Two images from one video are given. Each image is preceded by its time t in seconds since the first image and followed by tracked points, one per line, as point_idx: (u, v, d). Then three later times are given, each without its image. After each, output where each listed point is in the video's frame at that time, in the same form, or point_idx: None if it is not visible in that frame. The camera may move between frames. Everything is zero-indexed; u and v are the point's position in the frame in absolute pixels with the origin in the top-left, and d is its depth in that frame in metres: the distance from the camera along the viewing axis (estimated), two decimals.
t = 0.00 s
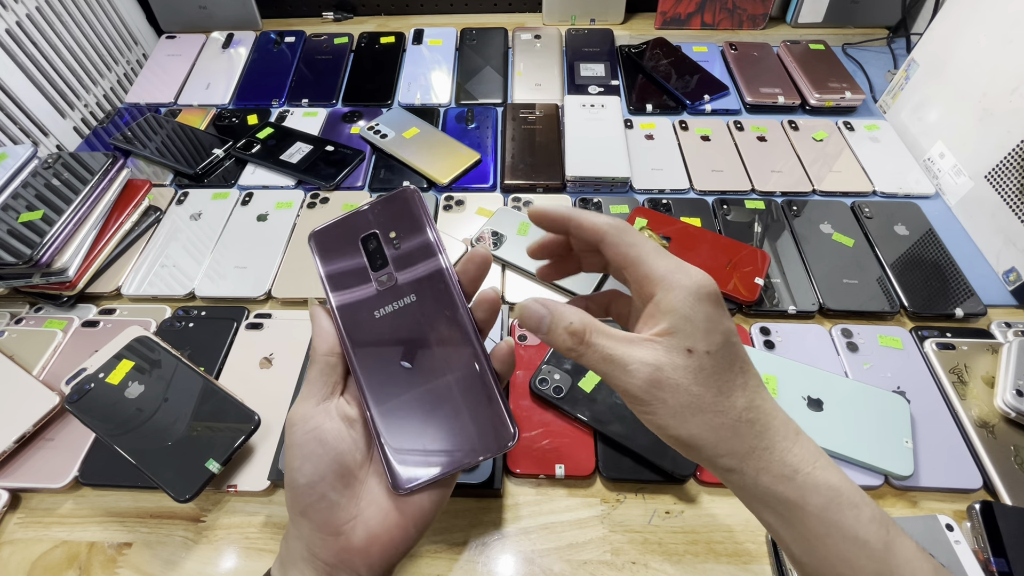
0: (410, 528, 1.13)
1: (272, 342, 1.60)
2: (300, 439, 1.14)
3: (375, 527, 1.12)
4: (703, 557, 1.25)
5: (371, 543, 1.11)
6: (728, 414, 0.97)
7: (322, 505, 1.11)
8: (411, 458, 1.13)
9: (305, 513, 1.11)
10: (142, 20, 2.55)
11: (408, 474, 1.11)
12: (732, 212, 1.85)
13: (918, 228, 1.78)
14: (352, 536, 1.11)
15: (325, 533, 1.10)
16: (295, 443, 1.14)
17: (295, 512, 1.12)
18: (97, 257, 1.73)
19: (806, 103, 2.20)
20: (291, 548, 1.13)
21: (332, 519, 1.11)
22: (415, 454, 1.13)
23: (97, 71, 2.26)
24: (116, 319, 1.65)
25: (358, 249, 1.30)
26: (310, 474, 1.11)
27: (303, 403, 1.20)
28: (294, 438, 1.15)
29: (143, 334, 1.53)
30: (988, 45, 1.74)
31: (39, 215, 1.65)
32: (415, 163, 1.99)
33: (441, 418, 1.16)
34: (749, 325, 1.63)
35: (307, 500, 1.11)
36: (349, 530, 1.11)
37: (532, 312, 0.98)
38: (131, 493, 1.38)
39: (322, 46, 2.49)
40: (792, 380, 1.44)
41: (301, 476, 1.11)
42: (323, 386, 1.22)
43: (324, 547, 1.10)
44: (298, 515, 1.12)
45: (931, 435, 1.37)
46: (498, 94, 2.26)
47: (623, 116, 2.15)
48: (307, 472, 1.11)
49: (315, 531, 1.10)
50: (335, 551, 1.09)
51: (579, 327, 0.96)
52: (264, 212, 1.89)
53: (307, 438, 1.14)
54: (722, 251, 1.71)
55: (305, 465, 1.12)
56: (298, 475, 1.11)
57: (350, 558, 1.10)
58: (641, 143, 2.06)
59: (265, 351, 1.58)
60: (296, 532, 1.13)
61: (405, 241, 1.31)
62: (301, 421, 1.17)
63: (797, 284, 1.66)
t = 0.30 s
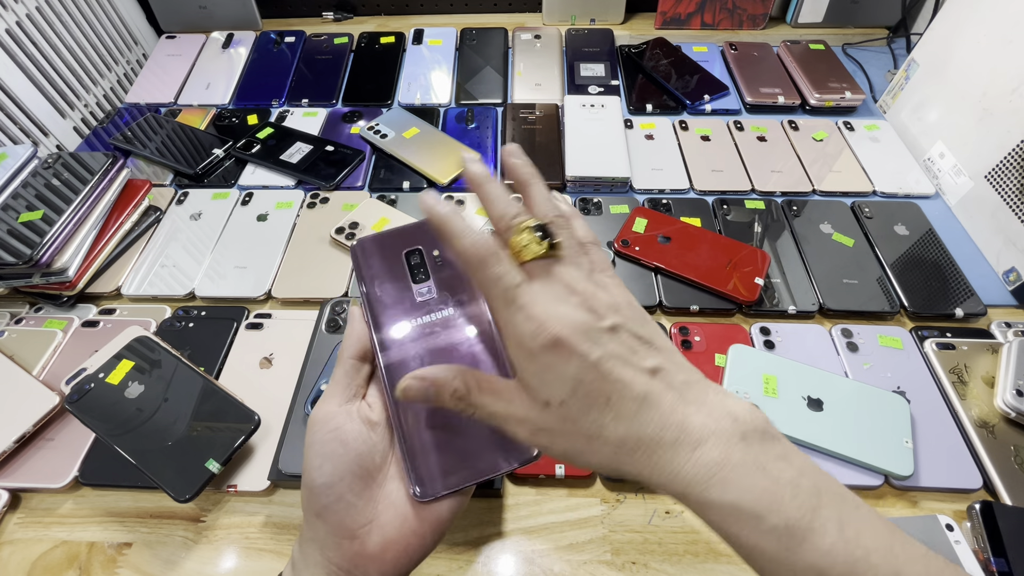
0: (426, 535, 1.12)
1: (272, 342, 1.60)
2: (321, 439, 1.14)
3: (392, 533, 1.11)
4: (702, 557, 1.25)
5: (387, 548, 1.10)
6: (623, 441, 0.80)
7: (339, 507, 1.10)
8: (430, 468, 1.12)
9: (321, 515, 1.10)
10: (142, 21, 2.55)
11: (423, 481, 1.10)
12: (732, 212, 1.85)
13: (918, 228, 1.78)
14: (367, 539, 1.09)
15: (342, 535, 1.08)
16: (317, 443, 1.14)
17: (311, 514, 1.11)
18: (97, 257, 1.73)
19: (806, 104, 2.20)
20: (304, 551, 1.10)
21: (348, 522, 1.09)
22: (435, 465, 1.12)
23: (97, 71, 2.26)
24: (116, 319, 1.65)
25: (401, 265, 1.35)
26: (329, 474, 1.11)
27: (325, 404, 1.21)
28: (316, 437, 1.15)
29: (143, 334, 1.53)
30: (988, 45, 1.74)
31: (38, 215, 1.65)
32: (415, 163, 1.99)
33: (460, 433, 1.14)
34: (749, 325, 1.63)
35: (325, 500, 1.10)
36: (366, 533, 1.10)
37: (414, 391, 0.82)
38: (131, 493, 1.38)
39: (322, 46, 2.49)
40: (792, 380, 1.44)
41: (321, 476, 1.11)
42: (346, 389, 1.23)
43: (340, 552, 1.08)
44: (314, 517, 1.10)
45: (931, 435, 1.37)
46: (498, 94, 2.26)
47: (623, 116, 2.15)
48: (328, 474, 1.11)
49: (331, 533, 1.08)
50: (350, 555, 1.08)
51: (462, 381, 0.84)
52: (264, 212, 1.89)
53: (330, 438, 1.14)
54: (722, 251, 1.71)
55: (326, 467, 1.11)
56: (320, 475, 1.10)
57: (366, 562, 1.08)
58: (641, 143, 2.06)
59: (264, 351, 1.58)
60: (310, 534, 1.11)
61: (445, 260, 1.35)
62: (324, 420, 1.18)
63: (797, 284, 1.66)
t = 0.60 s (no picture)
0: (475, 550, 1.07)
1: (272, 342, 1.60)
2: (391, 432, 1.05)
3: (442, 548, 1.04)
4: (702, 557, 1.25)
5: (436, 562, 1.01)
6: (522, 375, 0.85)
7: (389, 512, 1.00)
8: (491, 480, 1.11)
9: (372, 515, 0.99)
10: (142, 21, 2.55)
11: (485, 498, 1.09)
12: (732, 212, 1.85)
13: (918, 228, 1.78)
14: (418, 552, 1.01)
15: (394, 543, 0.99)
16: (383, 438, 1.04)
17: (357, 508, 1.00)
18: (97, 257, 1.73)
19: (806, 104, 2.20)
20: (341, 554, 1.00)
21: (404, 526, 1.00)
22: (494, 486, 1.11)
23: (97, 71, 2.26)
24: (116, 319, 1.65)
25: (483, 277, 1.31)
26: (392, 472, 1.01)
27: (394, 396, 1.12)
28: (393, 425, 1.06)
29: (143, 334, 1.53)
30: (988, 46, 1.74)
31: (39, 215, 1.65)
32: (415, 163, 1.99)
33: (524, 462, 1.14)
34: (749, 326, 1.63)
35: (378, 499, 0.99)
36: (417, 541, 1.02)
37: (334, 351, 0.86)
38: (131, 493, 1.38)
39: (322, 46, 2.49)
40: (792, 380, 1.44)
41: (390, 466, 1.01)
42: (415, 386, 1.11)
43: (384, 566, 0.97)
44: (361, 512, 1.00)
45: (931, 436, 1.37)
46: (498, 94, 2.26)
47: (623, 116, 2.15)
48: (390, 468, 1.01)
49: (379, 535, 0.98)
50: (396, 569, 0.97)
51: (381, 342, 0.88)
52: (264, 212, 1.89)
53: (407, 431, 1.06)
54: (722, 251, 1.71)
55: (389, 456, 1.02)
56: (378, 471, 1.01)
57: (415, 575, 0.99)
58: (641, 143, 2.06)
59: (264, 351, 1.58)
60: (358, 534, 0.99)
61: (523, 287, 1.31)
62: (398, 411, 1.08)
63: (797, 284, 1.66)
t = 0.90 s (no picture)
0: None
1: (272, 342, 1.60)
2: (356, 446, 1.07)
3: None
4: (702, 557, 1.25)
5: None
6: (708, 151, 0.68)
7: (348, 531, 1.00)
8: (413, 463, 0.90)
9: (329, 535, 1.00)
10: (142, 21, 2.55)
11: (399, 471, 0.89)
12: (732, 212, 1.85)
13: (918, 228, 1.78)
14: None
15: (348, 568, 0.98)
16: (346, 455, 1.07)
17: (320, 528, 1.02)
18: (97, 257, 1.73)
19: (806, 104, 2.20)
20: None
21: (359, 549, 0.98)
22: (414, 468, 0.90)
23: (98, 71, 2.26)
24: (116, 319, 1.65)
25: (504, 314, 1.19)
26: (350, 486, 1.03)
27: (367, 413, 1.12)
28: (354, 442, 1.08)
29: (143, 334, 1.53)
30: (988, 46, 1.73)
31: (38, 215, 1.65)
32: (415, 163, 1.99)
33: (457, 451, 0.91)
34: (749, 325, 1.63)
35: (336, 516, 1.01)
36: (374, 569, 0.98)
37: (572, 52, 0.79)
38: (131, 493, 1.38)
39: (322, 46, 2.49)
40: (792, 380, 1.44)
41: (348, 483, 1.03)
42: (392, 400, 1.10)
43: None
44: (322, 532, 1.02)
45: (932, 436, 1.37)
46: (498, 94, 2.26)
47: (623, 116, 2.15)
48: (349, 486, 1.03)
49: (334, 557, 0.99)
50: None
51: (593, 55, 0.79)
52: (264, 212, 1.89)
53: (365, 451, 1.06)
54: (722, 251, 1.70)
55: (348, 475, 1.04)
56: (336, 492, 1.03)
57: None
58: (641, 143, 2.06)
59: (264, 351, 1.58)
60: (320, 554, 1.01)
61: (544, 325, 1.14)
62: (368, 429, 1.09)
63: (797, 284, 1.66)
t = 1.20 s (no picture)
0: (449, 533, 0.96)
1: (273, 342, 1.60)
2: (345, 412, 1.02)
3: (409, 531, 0.94)
4: (703, 557, 1.25)
5: (399, 552, 0.92)
6: None
7: (346, 490, 0.95)
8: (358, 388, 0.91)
9: (326, 501, 0.94)
10: (142, 21, 2.55)
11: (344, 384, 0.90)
12: (732, 212, 1.85)
13: (918, 228, 1.78)
14: (378, 542, 0.93)
15: (349, 531, 0.93)
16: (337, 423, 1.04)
17: (312, 496, 0.96)
18: (97, 257, 1.73)
19: (806, 104, 2.20)
20: (301, 552, 0.94)
21: (360, 511, 0.94)
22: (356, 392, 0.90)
23: (97, 71, 2.26)
24: (116, 319, 1.65)
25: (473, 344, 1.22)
26: (343, 449, 0.98)
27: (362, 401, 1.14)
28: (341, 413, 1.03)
29: (143, 333, 1.53)
30: (988, 46, 1.74)
31: (38, 215, 1.65)
32: (415, 163, 1.99)
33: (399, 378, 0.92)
34: (749, 325, 1.63)
35: (331, 481, 0.96)
36: (376, 529, 0.94)
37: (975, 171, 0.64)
38: (132, 493, 1.38)
39: (322, 46, 2.49)
40: (792, 380, 1.44)
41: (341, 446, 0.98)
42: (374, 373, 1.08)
43: (339, 558, 0.91)
44: (316, 500, 0.95)
45: (932, 435, 1.37)
46: (498, 94, 2.26)
47: (623, 116, 2.15)
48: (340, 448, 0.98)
49: (333, 523, 0.93)
50: (353, 560, 0.91)
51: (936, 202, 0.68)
52: (264, 212, 1.89)
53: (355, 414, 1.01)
54: (722, 251, 1.71)
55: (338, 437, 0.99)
56: (327, 456, 0.98)
57: (375, 568, 0.90)
58: (641, 143, 2.06)
59: (264, 351, 1.58)
60: (316, 524, 0.93)
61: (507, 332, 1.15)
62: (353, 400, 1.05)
63: (797, 284, 1.66)
